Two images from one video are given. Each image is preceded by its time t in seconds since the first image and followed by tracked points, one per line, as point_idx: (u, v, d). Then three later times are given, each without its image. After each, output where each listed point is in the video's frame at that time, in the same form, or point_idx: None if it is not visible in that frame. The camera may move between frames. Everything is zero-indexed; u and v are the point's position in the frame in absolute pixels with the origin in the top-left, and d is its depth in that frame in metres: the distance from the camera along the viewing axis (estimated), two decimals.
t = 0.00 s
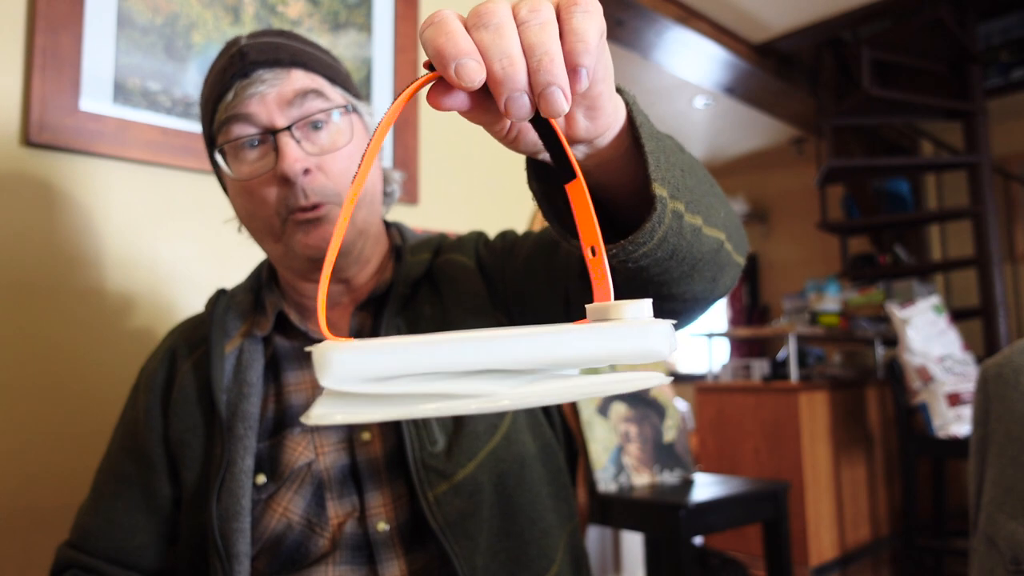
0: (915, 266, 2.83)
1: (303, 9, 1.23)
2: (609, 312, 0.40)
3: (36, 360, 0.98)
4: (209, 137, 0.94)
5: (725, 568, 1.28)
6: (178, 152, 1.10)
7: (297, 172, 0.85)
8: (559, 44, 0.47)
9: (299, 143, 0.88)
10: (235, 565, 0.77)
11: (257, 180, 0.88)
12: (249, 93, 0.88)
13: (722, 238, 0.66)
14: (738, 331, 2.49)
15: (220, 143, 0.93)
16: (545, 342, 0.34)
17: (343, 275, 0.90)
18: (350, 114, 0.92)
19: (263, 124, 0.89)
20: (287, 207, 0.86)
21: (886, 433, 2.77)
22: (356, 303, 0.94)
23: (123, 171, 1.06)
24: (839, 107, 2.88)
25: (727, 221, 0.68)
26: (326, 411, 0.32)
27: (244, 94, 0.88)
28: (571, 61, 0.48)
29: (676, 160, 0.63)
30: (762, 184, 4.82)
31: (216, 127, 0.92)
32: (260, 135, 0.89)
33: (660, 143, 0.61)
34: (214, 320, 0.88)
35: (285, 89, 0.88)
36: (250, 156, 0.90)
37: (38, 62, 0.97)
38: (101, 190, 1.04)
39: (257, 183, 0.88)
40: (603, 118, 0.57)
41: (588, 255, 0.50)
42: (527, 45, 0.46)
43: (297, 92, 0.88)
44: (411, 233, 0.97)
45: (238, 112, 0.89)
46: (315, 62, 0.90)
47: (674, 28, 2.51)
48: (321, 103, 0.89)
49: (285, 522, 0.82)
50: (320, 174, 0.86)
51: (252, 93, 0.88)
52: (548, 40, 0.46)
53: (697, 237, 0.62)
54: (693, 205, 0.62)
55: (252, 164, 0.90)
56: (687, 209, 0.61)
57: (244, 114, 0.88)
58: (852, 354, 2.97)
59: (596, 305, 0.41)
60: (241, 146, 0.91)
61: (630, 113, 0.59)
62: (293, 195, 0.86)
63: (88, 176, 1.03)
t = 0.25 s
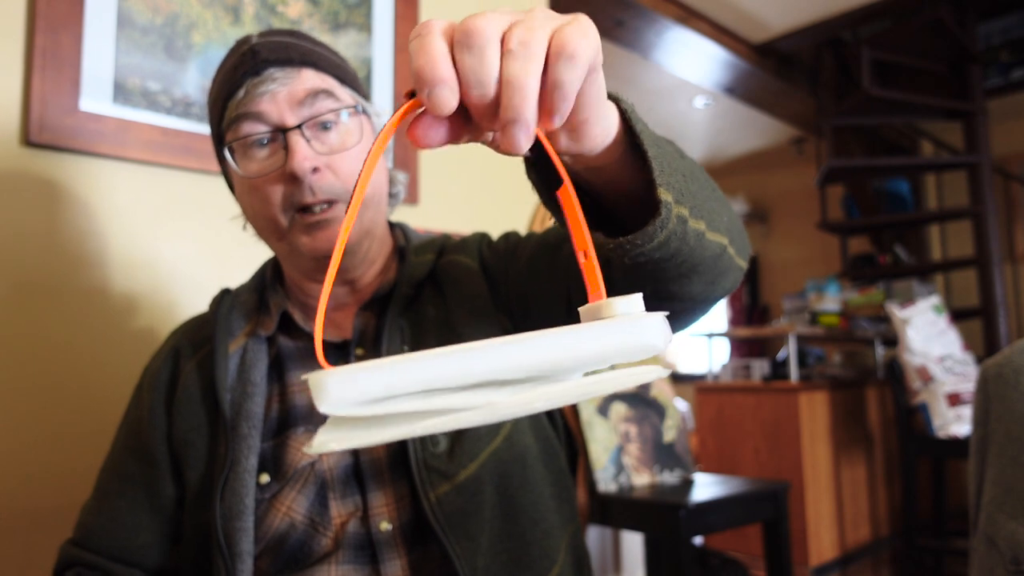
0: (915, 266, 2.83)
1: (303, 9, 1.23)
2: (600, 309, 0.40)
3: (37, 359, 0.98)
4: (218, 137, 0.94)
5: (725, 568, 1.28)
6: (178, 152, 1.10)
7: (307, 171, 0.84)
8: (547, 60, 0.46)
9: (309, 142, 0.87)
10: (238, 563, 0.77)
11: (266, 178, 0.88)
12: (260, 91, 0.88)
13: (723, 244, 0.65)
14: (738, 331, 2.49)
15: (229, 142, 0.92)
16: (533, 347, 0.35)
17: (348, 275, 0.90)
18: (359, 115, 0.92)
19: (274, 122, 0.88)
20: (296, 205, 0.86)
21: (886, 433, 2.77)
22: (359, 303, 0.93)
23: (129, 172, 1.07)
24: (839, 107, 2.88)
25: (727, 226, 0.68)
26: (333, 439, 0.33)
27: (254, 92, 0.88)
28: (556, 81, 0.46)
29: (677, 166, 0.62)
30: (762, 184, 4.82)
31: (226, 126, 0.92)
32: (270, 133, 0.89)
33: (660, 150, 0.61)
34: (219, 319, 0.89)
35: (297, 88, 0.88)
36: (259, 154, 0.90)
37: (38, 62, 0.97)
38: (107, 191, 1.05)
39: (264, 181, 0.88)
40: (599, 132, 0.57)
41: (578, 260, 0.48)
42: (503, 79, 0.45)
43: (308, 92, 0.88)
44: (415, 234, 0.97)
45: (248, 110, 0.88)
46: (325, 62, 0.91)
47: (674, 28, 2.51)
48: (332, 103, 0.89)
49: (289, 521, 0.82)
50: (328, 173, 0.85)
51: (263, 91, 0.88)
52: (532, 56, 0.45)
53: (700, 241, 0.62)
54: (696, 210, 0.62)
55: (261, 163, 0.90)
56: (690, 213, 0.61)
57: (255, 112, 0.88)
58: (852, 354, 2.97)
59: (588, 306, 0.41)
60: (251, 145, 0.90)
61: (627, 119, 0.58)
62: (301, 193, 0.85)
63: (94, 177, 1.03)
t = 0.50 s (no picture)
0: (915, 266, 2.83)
1: (303, 9, 1.24)
2: (570, 318, 0.40)
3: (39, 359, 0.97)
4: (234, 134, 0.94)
5: (725, 568, 1.28)
6: (178, 152, 1.09)
7: (321, 169, 0.85)
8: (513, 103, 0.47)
9: (324, 142, 0.87)
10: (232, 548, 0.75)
11: (282, 174, 0.87)
12: (279, 90, 0.88)
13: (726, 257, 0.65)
14: (738, 331, 2.49)
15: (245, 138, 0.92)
16: (507, 365, 0.36)
17: (355, 272, 0.90)
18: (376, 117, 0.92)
19: (291, 121, 0.88)
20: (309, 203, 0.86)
21: (886, 433, 2.77)
22: (366, 301, 0.92)
23: (143, 173, 1.07)
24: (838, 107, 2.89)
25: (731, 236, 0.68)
26: (331, 464, 0.35)
27: (273, 90, 0.89)
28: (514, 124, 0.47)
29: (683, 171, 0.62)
30: (762, 184, 4.81)
31: (243, 123, 0.92)
32: (287, 131, 0.89)
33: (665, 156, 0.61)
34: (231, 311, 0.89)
35: (315, 88, 0.88)
36: (274, 152, 0.89)
37: (38, 62, 0.97)
38: (121, 192, 1.06)
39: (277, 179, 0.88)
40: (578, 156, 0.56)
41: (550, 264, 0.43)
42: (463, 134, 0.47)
43: (326, 92, 0.88)
44: (422, 235, 0.97)
45: (266, 107, 0.88)
46: (343, 64, 0.91)
47: (673, 28, 2.52)
48: (349, 102, 0.90)
49: (291, 512, 0.82)
50: (342, 172, 0.86)
51: (282, 89, 0.88)
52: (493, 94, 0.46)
53: (706, 247, 0.61)
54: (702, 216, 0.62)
55: (276, 160, 0.89)
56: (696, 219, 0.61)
57: (272, 109, 0.88)
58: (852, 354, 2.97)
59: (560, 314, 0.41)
60: (267, 142, 0.90)
61: (633, 129, 0.59)
62: (315, 191, 0.86)
63: (111, 177, 1.04)
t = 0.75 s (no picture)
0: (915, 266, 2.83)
1: (303, 9, 1.24)
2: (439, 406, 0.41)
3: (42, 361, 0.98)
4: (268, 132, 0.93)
5: (725, 568, 1.28)
6: (178, 151, 1.09)
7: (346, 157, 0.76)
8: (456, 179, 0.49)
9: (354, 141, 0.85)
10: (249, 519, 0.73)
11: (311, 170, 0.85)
12: (314, 88, 0.87)
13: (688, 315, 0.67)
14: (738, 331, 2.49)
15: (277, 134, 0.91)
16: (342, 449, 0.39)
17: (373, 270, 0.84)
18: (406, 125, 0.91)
19: (324, 119, 0.87)
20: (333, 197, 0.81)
21: (886, 433, 2.77)
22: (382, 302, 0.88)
23: (180, 177, 1.11)
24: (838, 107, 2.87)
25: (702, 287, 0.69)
26: (209, 516, 0.42)
27: (309, 88, 0.88)
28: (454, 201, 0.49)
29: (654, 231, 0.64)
30: (762, 184, 4.82)
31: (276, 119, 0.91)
32: (319, 127, 0.87)
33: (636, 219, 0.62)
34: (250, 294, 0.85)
35: (349, 91, 0.88)
36: (305, 146, 0.87)
37: (38, 62, 0.97)
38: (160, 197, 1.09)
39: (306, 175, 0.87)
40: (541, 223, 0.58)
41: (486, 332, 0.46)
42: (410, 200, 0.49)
43: (361, 95, 0.88)
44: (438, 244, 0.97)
45: (301, 104, 0.87)
46: (377, 73, 0.92)
47: (674, 28, 2.52)
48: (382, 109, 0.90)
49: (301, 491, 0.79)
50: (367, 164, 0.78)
51: (318, 88, 0.87)
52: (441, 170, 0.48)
53: (665, 312, 0.64)
54: (665, 285, 0.64)
55: (306, 155, 0.87)
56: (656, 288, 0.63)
57: (307, 106, 0.87)
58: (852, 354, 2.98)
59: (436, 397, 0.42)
60: (298, 139, 0.88)
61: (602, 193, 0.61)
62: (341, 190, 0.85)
63: (143, 182, 1.07)
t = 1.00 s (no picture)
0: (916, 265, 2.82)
1: (303, 9, 1.23)
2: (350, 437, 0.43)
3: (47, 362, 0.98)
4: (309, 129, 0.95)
5: (725, 569, 1.27)
6: (179, 151, 1.09)
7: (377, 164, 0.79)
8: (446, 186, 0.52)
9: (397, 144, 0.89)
10: (265, 501, 0.76)
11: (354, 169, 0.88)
12: (362, 90, 0.90)
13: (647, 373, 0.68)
14: (739, 331, 2.48)
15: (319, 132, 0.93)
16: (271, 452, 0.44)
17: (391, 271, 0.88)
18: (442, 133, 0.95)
19: (368, 120, 0.90)
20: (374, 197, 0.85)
21: (886, 433, 2.77)
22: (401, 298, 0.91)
23: (204, 181, 1.14)
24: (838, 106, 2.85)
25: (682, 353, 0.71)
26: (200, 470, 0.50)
27: (355, 91, 0.90)
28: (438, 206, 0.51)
29: (638, 287, 0.67)
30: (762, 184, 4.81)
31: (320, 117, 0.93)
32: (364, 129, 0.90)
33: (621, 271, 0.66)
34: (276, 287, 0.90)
35: (395, 95, 0.91)
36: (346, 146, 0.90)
37: (38, 62, 0.97)
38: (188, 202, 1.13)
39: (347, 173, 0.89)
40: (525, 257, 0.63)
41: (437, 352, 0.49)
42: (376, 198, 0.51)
43: (405, 101, 0.91)
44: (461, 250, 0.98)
45: (347, 104, 0.90)
46: (420, 81, 0.96)
47: (674, 27, 2.52)
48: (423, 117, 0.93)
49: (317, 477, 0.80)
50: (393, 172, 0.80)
51: (365, 91, 0.90)
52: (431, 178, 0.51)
53: (638, 374, 0.68)
54: (644, 348, 0.67)
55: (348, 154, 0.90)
56: (632, 350, 0.66)
57: (352, 108, 0.90)
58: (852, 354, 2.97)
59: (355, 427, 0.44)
60: (340, 138, 0.91)
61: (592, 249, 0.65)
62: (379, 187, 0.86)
63: (175, 187, 1.11)
